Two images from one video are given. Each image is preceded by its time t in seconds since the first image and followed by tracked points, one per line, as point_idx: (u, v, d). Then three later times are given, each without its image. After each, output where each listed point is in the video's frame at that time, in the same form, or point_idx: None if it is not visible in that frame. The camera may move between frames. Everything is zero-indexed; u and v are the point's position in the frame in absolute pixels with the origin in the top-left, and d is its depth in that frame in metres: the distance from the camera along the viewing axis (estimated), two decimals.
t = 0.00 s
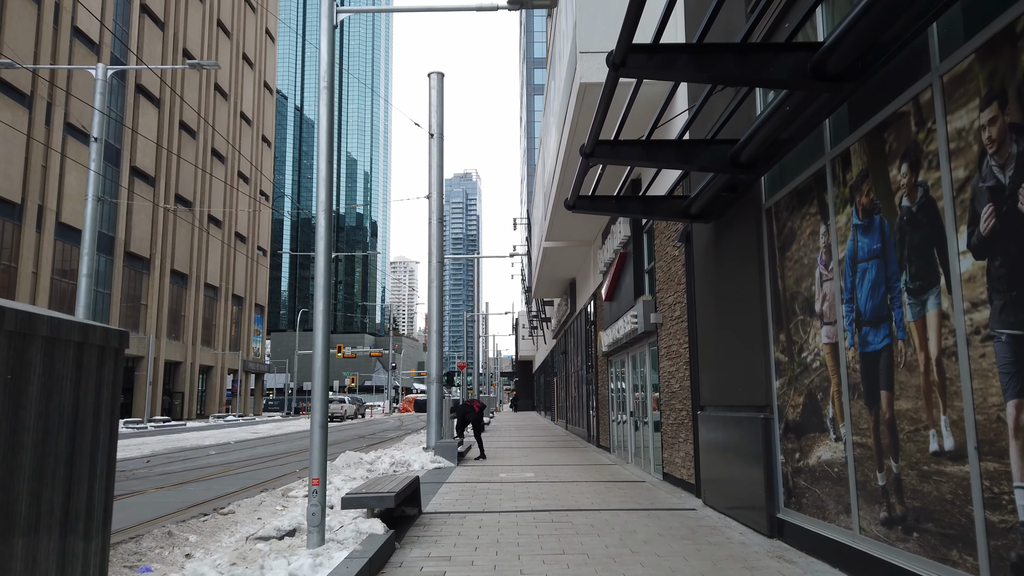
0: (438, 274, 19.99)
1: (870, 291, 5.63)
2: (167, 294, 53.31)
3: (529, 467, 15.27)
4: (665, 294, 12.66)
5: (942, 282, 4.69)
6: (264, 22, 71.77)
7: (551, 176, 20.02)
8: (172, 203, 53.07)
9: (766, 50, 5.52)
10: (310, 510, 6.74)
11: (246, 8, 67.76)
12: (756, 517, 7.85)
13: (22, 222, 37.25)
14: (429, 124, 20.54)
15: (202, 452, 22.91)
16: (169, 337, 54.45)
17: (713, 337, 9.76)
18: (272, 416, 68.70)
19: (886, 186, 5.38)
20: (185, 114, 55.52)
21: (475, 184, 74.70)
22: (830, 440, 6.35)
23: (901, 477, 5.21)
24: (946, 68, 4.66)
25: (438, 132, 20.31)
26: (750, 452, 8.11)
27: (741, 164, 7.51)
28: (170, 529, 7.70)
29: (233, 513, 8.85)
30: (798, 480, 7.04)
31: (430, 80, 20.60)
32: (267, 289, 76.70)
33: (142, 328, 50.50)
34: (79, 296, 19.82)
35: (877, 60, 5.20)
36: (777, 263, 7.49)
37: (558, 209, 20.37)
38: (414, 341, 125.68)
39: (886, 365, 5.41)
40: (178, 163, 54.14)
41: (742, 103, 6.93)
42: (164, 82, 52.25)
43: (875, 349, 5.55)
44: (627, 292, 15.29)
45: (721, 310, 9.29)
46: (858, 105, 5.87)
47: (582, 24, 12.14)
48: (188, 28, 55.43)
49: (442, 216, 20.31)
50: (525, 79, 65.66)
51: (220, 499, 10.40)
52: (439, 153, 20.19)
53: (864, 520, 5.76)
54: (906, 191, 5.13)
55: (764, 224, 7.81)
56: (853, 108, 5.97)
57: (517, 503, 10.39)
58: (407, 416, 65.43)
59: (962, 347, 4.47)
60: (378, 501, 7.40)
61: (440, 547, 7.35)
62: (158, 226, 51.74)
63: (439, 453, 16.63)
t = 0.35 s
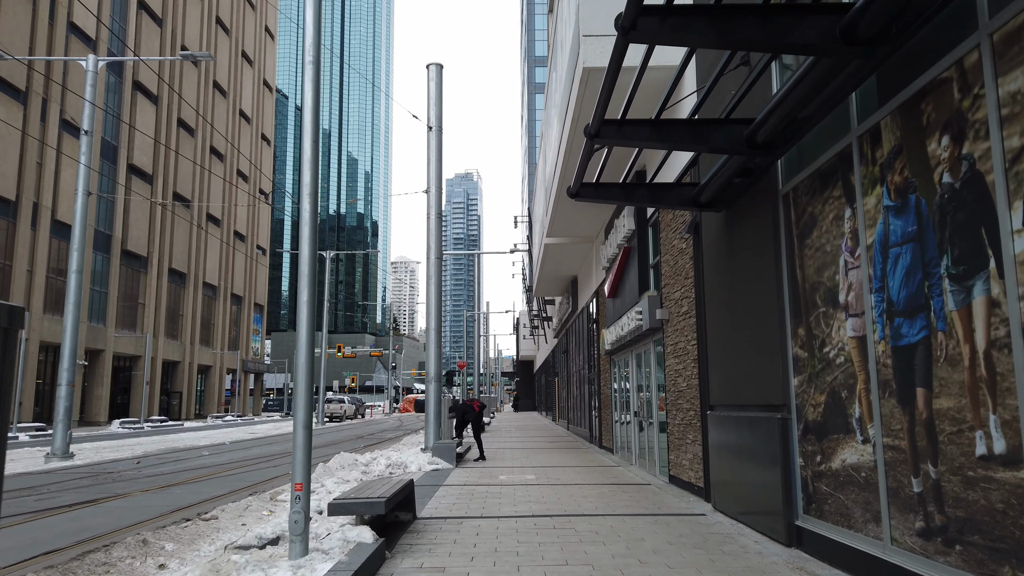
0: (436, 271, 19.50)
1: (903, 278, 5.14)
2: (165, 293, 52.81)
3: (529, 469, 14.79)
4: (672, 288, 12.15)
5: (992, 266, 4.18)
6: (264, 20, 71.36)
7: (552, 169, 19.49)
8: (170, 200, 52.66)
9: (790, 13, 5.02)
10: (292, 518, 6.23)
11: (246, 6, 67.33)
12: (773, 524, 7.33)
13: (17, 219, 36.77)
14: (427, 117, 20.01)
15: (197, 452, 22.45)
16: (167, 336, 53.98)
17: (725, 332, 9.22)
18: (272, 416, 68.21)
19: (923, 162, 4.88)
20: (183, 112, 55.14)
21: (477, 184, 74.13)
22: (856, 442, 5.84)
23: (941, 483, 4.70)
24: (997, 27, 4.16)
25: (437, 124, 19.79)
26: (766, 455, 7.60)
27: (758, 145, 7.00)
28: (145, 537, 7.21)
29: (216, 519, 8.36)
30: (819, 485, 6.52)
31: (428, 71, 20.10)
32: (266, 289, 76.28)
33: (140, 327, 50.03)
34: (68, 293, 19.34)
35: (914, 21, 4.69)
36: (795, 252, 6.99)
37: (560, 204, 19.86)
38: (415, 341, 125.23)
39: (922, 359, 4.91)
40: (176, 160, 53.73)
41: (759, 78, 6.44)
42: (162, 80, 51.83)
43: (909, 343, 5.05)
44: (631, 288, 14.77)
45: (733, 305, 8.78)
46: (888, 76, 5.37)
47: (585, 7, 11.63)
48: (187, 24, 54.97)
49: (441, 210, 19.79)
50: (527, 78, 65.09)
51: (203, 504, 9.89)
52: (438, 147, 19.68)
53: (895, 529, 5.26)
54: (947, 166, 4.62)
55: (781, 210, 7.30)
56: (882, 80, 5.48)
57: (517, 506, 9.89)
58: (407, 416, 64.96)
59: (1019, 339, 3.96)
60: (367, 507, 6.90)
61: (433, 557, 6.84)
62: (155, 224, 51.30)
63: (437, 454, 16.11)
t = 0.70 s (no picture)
0: (432, 266, 19.01)
1: (936, 260, 4.64)
2: (161, 291, 52.30)
3: (527, 470, 14.31)
4: (675, 282, 11.65)
5: None
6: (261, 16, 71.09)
7: (551, 162, 18.99)
8: (166, 198, 52.21)
9: None
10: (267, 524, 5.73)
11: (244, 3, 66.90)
12: (787, 530, 6.85)
13: (9, 216, 36.24)
14: (422, 108, 19.50)
15: (188, 452, 21.96)
16: (163, 335, 53.47)
17: (732, 326, 8.73)
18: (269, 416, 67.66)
19: (961, 130, 4.39)
20: (179, 109, 54.65)
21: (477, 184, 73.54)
22: (882, 441, 5.33)
23: (984, 486, 4.20)
24: None
25: (433, 116, 19.30)
26: (778, 455, 7.12)
27: (770, 123, 6.50)
28: (111, 544, 6.74)
29: (192, 524, 7.90)
30: (838, 488, 6.03)
31: (424, 62, 19.60)
32: (264, 288, 75.80)
33: (135, 325, 49.49)
34: (54, 289, 18.86)
35: None
36: (811, 238, 6.50)
37: (559, 199, 19.36)
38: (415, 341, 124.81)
39: (960, 351, 4.41)
40: (172, 157, 53.26)
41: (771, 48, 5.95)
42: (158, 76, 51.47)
43: (944, 332, 4.55)
44: (633, 282, 14.28)
45: (740, 297, 8.29)
46: (919, 40, 4.88)
47: None
48: (183, 20, 54.54)
49: (437, 205, 19.30)
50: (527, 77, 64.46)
51: (181, 508, 9.43)
52: (434, 139, 19.19)
53: (927, 538, 4.76)
54: (991, 133, 4.13)
55: (794, 194, 6.82)
56: (910, 44, 4.98)
57: (513, 510, 9.40)
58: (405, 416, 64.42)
59: None
60: (349, 512, 6.39)
61: (421, 567, 6.33)
62: (151, 221, 50.85)
63: (432, 454, 15.61)
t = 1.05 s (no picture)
0: (431, 263, 18.56)
1: (984, 246, 4.17)
2: (159, 291, 51.84)
3: (528, 473, 13.85)
4: (682, 277, 11.18)
5: None
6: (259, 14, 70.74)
7: (553, 156, 18.51)
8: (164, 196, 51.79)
9: None
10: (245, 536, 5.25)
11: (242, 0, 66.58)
12: (808, 540, 6.37)
13: (5, 214, 35.79)
14: (421, 101, 19.04)
15: (181, 453, 21.48)
16: (161, 334, 53.08)
17: (745, 323, 8.22)
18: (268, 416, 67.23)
19: (1015, 99, 3.90)
20: (177, 107, 54.28)
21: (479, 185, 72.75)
22: (918, 446, 4.86)
23: None
24: None
25: (431, 110, 18.85)
26: (798, 459, 6.62)
27: (791, 102, 6.02)
28: (80, 557, 6.28)
29: (171, 533, 7.44)
30: (866, 497, 5.57)
31: (422, 54, 19.14)
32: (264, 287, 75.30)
33: (133, 324, 49.09)
34: (43, 286, 18.41)
35: None
36: (834, 227, 6.02)
37: (560, 194, 18.91)
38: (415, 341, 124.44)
39: (1013, 347, 3.93)
40: (170, 155, 52.83)
41: (792, 19, 5.46)
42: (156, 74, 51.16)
43: (993, 326, 4.08)
44: (637, 279, 13.79)
45: (755, 293, 7.79)
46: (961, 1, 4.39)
47: None
48: (181, 17, 54.15)
49: (436, 200, 18.84)
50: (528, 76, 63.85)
51: (161, 515, 8.97)
52: (432, 133, 18.76)
53: (972, 554, 4.30)
54: None
55: (815, 180, 6.35)
56: (951, 9, 4.50)
57: (512, 517, 8.93)
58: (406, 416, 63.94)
59: None
60: (335, 523, 5.92)
61: None
62: (148, 220, 50.41)
63: (430, 456, 15.13)
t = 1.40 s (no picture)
0: (430, 260, 18.07)
1: None
2: (157, 290, 51.36)
3: (529, 477, 13.35)
4: (690, 272, 10.68)
5: None
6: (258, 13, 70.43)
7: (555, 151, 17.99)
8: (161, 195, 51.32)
9: None
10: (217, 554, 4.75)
11: None
12: (834, 554, 5.87)
13: None
14: (420, 94, 18.56)
15: (174, 455, 21.00)
16: (159, 334, 52.62)
17: (760, 320, 7.75)
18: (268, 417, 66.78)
19: None
20: (176, 105, 53.86)
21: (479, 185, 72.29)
22: (965, 454, 4.36)
23: None
24: None
25: (430, 103, 18.36)
26: (821, 466, 6.14)
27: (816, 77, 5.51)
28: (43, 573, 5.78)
29: (147, 545, 6.93)
30: (901, 510, 5.08)
31: (421, 45, 18.62)
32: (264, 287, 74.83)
33: (130, 325, 48.59)
34: (32, 284, 17.94)
35: None
36: (863, 214, 5.53)
37: (562, 190, 18.43)
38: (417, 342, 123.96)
39: None
40: (169, 153, 52.36)
41: None
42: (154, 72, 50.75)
43: None
44: (643, 276, 13.29)
45: (771, 288, 7.30)
46: None
47: None
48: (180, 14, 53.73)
49: (434, 196, 18.36)
50: (529, 74, 63.21)
51: (140, 523, 8.47)
52: (431, 126, 18.27)
53: None
54: None
55: (841, 165, 5.85)
56: None
57: (513, 526, 8.42)
58: (405, 417, 63.43)
59: None
60: (320, 537, 5.43)
61: None
62: (146, 219, 49.93)
63: (428, 459, 14.62)
